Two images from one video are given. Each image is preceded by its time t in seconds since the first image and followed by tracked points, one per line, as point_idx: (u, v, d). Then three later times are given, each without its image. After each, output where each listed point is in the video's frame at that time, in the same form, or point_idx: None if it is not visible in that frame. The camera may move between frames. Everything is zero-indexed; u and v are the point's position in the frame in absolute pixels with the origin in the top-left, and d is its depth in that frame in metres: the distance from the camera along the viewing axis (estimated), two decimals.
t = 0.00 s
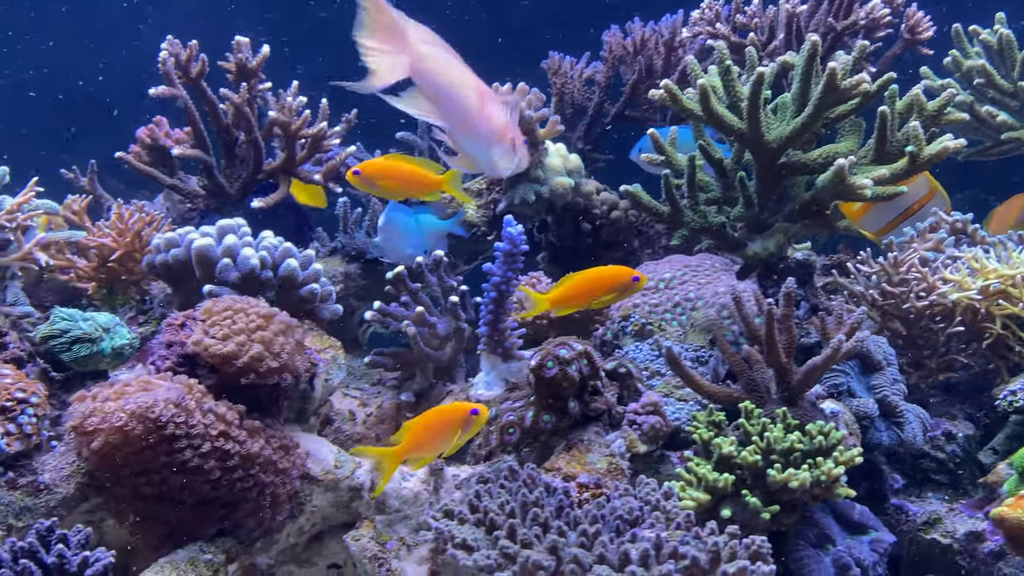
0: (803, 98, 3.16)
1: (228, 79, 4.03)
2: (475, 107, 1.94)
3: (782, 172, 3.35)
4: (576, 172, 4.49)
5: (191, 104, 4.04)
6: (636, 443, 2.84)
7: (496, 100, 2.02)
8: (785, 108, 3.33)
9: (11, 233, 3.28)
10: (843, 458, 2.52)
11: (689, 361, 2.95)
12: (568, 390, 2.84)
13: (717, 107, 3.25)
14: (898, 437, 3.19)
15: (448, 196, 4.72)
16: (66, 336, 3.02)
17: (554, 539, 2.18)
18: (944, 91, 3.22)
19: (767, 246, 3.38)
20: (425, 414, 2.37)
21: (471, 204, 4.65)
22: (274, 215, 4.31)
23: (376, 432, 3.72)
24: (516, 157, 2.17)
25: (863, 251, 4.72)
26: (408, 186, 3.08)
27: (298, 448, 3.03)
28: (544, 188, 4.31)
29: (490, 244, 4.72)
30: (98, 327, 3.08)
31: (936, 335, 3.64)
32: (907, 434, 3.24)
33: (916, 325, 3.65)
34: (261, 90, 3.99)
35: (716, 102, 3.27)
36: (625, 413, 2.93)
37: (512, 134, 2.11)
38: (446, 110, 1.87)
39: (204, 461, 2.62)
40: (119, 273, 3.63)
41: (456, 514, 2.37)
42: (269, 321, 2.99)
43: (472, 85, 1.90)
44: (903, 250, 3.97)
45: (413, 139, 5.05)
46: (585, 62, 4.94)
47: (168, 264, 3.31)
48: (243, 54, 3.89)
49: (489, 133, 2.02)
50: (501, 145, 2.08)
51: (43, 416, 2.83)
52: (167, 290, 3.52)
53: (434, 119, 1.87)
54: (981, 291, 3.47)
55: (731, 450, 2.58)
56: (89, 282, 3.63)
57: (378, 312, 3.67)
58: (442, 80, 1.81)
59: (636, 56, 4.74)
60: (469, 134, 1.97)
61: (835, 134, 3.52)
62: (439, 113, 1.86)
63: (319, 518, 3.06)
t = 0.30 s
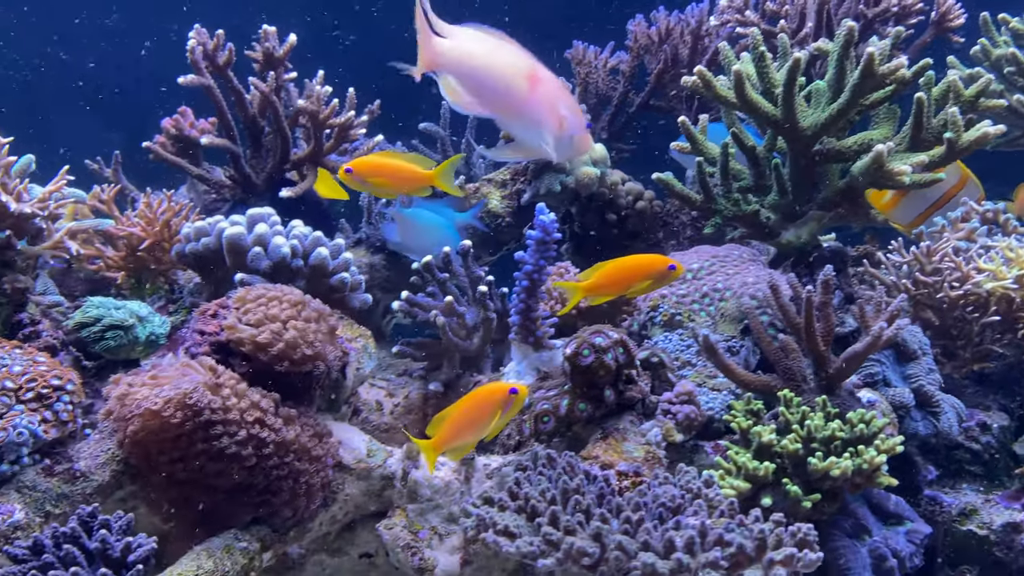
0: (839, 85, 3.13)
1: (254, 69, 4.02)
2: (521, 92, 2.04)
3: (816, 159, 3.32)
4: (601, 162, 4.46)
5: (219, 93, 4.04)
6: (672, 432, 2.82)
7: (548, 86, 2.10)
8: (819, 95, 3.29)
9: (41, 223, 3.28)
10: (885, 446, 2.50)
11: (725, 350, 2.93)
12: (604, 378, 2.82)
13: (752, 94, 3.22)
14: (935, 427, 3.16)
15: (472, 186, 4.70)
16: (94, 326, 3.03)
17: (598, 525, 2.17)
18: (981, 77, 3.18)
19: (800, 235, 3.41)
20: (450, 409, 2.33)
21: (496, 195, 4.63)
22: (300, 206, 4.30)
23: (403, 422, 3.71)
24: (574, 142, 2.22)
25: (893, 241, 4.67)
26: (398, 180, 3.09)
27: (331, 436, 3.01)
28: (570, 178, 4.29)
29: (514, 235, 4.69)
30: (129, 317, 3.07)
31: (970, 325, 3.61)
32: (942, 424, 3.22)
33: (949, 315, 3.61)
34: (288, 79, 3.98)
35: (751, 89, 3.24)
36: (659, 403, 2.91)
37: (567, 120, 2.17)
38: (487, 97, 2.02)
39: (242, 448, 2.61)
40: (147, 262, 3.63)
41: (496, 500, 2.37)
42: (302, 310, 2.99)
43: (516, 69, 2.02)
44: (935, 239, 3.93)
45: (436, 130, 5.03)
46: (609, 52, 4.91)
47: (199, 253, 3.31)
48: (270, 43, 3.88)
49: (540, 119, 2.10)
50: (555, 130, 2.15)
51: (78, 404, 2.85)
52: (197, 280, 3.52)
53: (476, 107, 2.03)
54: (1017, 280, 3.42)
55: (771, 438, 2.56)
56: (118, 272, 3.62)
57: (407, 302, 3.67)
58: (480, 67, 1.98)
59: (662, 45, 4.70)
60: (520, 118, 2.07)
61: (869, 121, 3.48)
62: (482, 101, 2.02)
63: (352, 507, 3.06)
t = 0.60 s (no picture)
0: (874, 71, 3.10)
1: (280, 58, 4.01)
2: (590, 71, 1.97)
3: (849, 146, 3.29)
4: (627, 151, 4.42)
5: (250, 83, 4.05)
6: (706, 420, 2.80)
7: (608, 67, 2.05)
8: (853, 81, 3.25)
9: (70, 211, 3.27)
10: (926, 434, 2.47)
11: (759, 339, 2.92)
12: (639, 367, 2.79)
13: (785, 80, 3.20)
14: (970, 417, 3.13)
15: (496, 176, 4.67)
16: (127, 312, 3.03)
17: (640, 512, 2.15)
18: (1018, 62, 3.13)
19: (833, 223, 3.41)
20: (483, 403, 2.24)
21: (519, 184, 4.60)
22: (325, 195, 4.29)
23: (429, 412, 3.69)
24: (623, 129, 2.20)
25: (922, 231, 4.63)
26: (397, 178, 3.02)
27: (362, 425, 3.00)
28: (595, 167, 4.26)
29: (538, 225, 4.66)
30: (162, 304, 3.07)
31: (1003, 314, 3.56)
32: (979, 415, 3.18)
33: (982, 303, 3.57)
34: (314, 68, 3.96)
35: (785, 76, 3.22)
36: (692, 392, 2.89)
37: (618, 104, 2.13)
38: (565, 71, 1.90)
39: (275, 436, 2.60)
40: (175, 251, 3.62)
41: (535, 488, 2.35)
42: (334, 298, 2.97)
43: (587, 46, 1.94)
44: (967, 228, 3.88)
45: (458, 120, 5.00)
46: (634, 41, 4.87)
47: (229, 242, 3.30)
48: (296, 32, 3.88)
49: (600, 100, 2.05)
50: (610, 113, 2.11)
51: (111, 391, 2.84)
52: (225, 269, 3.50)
53: (551, 81, 1.90)
54: None
55: (810, 426, 2.53)
56: (146, 261, 3.62)
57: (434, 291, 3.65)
58: (561, 39, 1.84)
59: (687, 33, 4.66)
60: (581, 98, 2.00)
61: (902, 108, 3.44)
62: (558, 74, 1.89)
63: (382, 496, 3.05)
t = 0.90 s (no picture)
0: (909, 56, 3.05)
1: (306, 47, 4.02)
2: (639, 51, 1.94)
3: (882, 133, 3.26)
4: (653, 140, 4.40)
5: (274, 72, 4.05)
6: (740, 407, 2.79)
7: (657, 46, 2.01)
8: (887, 67, 3.22)
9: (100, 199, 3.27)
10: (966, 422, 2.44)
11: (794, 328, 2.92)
12: (673, 354, 2.77)
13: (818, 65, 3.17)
14: (1007, 407, 3.09)
15: (520, 165, 4.65)
16: (159, 297, 3.01)
17: (680, 499, 2.14)
18: None
19: (867, 211, 3.37)
20: (517, 392, 2.25)
21: (543, 174, 4.57)
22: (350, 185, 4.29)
23: (456, 402, 3.69)
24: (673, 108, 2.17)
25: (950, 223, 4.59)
26: (390, 165, 2.90)
27: (392, 412, 2.99)
28: (621, 156, 4.24)
29: (562, 215, 4.63)
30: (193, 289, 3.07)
31: None
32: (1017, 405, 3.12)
33: (1016, 293, 3.53)
34: (339, 57, 3.98)
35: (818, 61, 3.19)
36: (726, 380, 2.86)
37: (670, 87, 2.11)
38: (615, 55, 1.87)
39: (309, 423, 2.59)
40: (203, 240, 3.62)
41: (573, 475, 2.34)
42: (365, 286, 2.96)
43: (639, 28, 1.90)
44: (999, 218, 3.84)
45: (480, 108, 4.96)
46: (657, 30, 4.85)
47: (257, 229, 3.29)
48: (323, 20, 3.89)
49: (648, 80, 2.03)
50: (659, 97, 2.09)
51: (144, 377, 2.84)
52: (253, 257, 3.49)
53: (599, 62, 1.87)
54: None
55: (848, 413, 2.51)
56: (174, 249, 3.62)
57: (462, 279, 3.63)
58: (613, 23, 1.80)
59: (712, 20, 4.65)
60: (628, 82, 1.98)
61: (936, 94, 3.41)
62: (607, 58, 1.86)
63: (413, 485, 3.03)
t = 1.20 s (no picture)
0: (944, 41, 3.03)
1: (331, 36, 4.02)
2: (699, 38, 2.24)
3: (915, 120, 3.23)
4: (678, 129, 4.38)
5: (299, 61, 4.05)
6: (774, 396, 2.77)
7: (718, 34, 2.30)
8: (921, 53, 3.19)
9: (130, 187, 3.27)
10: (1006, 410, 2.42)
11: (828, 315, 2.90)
12: (709, 342, 2.75)
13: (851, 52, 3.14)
14: None
15: (544, 154, 4.64)
16: (189, 285, 3.02)
17: (723, 486, 2.13)
18: None
19: (900, 198, 3.36)
20: (558, 366, 2.23)
21: (567, 164, 4.56)
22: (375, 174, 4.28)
23: (482, 392, 3.69)
24: (734, 93, 2.38)
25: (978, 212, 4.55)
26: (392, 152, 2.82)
27: (423, 401, 2.99)
28: (647, 145, 4.21)
29: (586, 204, 4.61)
30: (222, 278, 3.09)
31: None
32: None
33: None
34: (364, 45, 3.98)
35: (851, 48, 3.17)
36: (760, 368, 2.85)
37: (731, 70, 2.35)
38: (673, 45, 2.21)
39: (343, 411, 2.59)
40: (230, 229, 3.62)
41: (612, 462, 2.34)
42: (398, 274, 2.95)
43: (696, 16, 2.22)
44: None
45: (502, 98, 4.94)
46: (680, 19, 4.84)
47: (286, 218, 3.29)
48: (348, 9, 3.89)
49: (708, 64, 2.29)
50: (717, 78, 2.32)
51: (177, 365, 2.84)
52: (281, 246, 3.48)
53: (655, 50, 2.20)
54: None
55: (886, 400, 2.49)
56: (200, 239, 3.63)
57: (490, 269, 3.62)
58: (664, 14, 2.14)
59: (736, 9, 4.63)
60: (687, 63, 2.25)
61: (969, 81, 3.38)
62: (663, 43, 2.18)
63: (444, 473, 3.02)
